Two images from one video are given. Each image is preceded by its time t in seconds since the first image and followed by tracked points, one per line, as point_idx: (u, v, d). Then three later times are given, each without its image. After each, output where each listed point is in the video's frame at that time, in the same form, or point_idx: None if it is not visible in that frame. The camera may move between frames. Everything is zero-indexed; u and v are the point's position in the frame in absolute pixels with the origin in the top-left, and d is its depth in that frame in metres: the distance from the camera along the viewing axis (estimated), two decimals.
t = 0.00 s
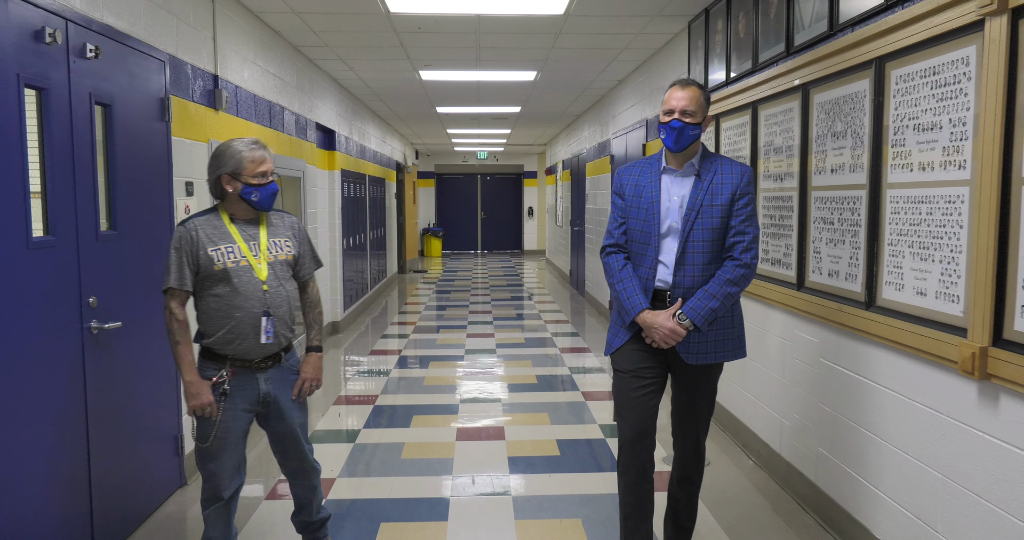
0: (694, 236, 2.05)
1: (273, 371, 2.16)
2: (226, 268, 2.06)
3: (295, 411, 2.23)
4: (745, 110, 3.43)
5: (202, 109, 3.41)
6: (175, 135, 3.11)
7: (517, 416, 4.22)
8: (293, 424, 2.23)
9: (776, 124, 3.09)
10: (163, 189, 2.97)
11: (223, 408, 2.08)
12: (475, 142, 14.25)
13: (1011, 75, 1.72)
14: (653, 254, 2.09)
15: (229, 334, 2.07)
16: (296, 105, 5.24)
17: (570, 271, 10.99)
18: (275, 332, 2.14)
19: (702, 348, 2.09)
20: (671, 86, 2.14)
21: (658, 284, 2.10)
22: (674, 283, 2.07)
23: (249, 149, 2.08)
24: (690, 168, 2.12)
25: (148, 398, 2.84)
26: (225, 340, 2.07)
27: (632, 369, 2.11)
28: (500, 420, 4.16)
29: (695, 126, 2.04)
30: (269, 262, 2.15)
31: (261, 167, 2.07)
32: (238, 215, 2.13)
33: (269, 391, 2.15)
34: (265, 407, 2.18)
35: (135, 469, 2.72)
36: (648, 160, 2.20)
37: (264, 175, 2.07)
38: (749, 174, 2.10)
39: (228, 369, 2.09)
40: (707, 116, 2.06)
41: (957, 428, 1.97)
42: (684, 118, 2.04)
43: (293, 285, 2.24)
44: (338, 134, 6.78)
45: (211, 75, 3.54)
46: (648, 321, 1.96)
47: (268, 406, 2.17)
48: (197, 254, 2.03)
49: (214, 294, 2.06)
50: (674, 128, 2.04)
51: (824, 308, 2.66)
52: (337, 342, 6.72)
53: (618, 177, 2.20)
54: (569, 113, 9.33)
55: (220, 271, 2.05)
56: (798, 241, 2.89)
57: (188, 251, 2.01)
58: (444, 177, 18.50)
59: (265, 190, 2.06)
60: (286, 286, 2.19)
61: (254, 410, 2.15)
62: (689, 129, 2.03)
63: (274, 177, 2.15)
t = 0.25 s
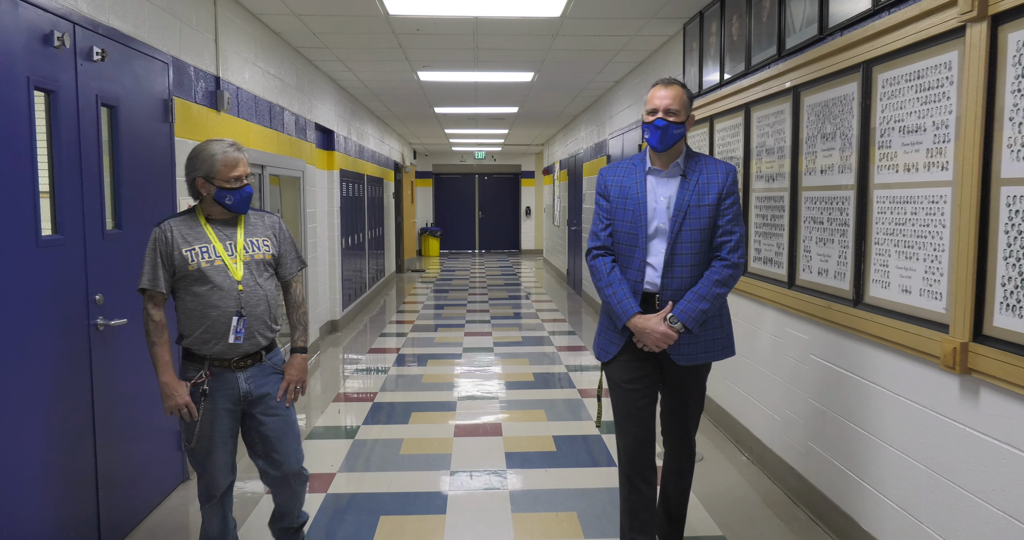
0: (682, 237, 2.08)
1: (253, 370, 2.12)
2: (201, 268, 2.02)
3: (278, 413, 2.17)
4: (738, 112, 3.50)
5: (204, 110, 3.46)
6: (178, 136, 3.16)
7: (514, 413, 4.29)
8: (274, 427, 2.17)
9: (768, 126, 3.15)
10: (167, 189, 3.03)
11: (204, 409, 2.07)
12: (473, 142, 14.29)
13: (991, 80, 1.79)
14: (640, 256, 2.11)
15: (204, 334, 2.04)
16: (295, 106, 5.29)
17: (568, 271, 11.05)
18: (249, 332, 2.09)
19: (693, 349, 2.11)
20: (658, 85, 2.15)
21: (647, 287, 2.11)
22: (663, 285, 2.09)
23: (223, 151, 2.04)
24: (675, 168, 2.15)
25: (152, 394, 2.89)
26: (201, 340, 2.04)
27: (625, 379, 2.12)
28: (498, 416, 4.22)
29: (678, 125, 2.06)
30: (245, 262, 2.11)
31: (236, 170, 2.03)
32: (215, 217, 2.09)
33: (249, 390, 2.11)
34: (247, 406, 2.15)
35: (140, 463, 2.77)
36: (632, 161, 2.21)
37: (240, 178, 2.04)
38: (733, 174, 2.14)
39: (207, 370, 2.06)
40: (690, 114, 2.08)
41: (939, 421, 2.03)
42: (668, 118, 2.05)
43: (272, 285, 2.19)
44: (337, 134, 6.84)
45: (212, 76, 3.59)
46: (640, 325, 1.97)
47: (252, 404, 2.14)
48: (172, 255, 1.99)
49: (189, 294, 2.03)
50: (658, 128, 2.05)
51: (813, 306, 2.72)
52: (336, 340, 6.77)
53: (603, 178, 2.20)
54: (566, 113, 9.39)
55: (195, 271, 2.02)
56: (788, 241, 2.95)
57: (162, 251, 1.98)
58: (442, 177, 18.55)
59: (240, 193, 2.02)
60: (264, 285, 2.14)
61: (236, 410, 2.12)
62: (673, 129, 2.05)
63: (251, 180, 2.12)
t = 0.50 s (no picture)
0: (663, 234, 2.09)
1: (245, 368, 2.12)
2: (193, 268, 2.04)
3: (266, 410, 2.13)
4: (733, 113, 3.56)
5: (207, 111, 3.51)
6: (182, 136, 3.22)
7: (512, 409, 4.35)
8: (263, 426, 2.14)
9: (761, 127, 3.21)
10: (173, 188, 3.09)
11: (199, 405, 2.10)
12: (472, 141, 14.35)
13: (972, 84, 1.85)
14: (622, 253, 2.13)
15: (197, 333, 2.06)
16: (297, 106, 5.35)
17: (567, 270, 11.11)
18: (242, 331, 2.10)
19: (678, 346, 2.11)
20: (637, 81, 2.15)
21: (629, 284, 2.13)
22: (644, 282, 2.11)
23: (211, 147, 2.05)
24: (657, 163, 2.16)
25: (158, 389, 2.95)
26: (194, 339, 2.07)
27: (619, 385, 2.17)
28: (496, 412, 4.29)
29: (656, 120, 2.05)
30: (238, 261, 2.10)
31: (223, 166, 2.04)
32: (209, 215, 2.11)
33: (240, 388, 2.11)
34: (240, 406, 2.15)
35: (146, 456, 2.84)
36: (613, 158, 2.22)
37: (228, 173, 2.04)
38: (714, 167, 2.14)
39: (200, 367, 2.09)
40: (669, 109, 2.07)
41: (922, 414, 2.10)
42: (646, 113, 2.05)
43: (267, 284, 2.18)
44: (337, 134, 6.90)
45: (216, 77, 3.64)
46: (621, 323, 1.99)
47: (244, 401, 2.14)
48: (165, 255, 2.02)
49: (183, 293, 2.06)
50: (635, 123, 2.05)
51: (804, 303, 2.79)
52: (336, 338, 6.83)
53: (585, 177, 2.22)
54: (564, 113, 9.44)
55: (187, 271, 2.04)
56: (781, 239, 3.02)
57: (156, 252, 2.01)
58: (441, 177, 18.61)
59: (228, 188, 2.03)
60: (257, 285, 2.14)
61: (229, 406, 2.13)
62: (650, 124, 2.04)
63: (241, 175, 2.12)
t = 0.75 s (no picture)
0: (652, 231, 2.09)
1: (243, 368, 2.08)
2: (195, 268, 2.02)
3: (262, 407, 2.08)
4: (728, 113, 3.62)
5: (210, 112, 3.57)
6: (187, 137, 3.27)
7: (511, 406, 4.40)
8: (259, 423, 2.08)
9: (756, 127, 3.27)
10: (178, 187, 3.14)
11: (199, 402, 2.08)
12: (471, 141, 14.40)
13: (957, 87, 1.91)
14: (611, 252, 2.12)
15: (197, 332, 2.04)
16: (298, 106, 5.40)
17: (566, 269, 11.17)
18: (241, 331, 2.06)
19: (671, 343, 2.12)
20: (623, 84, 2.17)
21: (619, 283, 2.13)
22: (635, 280, 2.11)
23: (212, 146, 2.04)
24: (643, 162, 2.16)
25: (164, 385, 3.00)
26: (194, 338, 2.05)
27: (606, 392, 2.19)
28: (495, 409, 4.34)
29: (632, 121, 2.05)
30: (239, 262, 2.07)
31: (223, 162, 2.01)
32: (213, 216, 2.08)
33: (238, 388, 2.08)
34: (239, 405, 2.12)
35: (152, 451, 2.90)
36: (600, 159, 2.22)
37: (228, 170, 2.01)
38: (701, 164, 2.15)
39: (200, 366, 2.06)
40: (647, 108, 2.06)
41: (910, 408, 2.16)
42: (620, 116, 2.06)
43: (269, 286, 2.14)
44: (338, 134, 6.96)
45: (219, 78, 3.70)
46: (612, 323, 2.00)
47: (243, 400, 2.10)
48: (168, 254, 2.02)
49: (185, 293, 2.04)
50: (611, 126, 2.07)
51: (797, 300, 2.85)
52: (337, 336, 6.89)
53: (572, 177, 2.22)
54: (563, 113, 9.49)
55: (188, 271, 2.02)
56: (775, 238, 3.08)
57: (160, 252, 2.01)
58: (441, 177, 18.67)
59: (229, 184, 2.00)
60: (258, 286, 2.10)
61: (230, 405, 2.10)
62: (625, 126, 2.05)
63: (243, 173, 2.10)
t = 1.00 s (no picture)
0: (646, 231, 2.14)
1: (248, 373, 2.07)
2: (204, 271, 2.03)
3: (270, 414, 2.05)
4: (724, 114, 3.67)
5: (214, 113, 3.62)
6: (192, 137, 3.33)
7: (510, 403, 4.46)
8: (263, 430, 2.07)
9: (751, 128, 3.32)
10: (183, 187, 3.20)
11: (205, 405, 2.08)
12: (471, 141, 14.46)
13: (943, 90, 1.97)
14: (607, 252, 2.18)
15: (204, 336, 2.05)
16: (299, 106, 5.46)
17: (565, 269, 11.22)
18: (248, 336, 2.05)
19: (669, 342, 2.12)
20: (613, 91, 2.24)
21: (615, 282, 2.18)
22: (630, 280, 2.16)
23: (223, 146, 2.05)
24: (633, 162, 2.20)
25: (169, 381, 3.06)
26: (202, 341, 2.05)
27: (603, 388, 2.24)
28: (494, 406, 4.40)
29: (610, 125, 2.11)
30: (248, 266, 2.07)
31: (233, 161, 2.02)
32: (224, 218, 2.09)
33: (243, 393, 2.07)
34: (245, 410, 2.10)
35: (158, 446, 2.95)
36: (593, 161, 2.27)
37: (238, 169, 2.02)
38: (694, 163, 2.18)
39: (206, 369, 2.07)
40: (625, 110, 2.11)
41: (899, 402, 2.21)
42: (599, 121, 2.13)
43: (278, 291, 2.13)
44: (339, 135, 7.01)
45: (222, 80, 3.75)
46: (608, 323, 2.06)
47: (248, 406, 2.09)
48: (179, 256, 2.04)
49: (194, 295, 2.05)
50: (591, 132, 2.15)
51: (791, 297, 2.91)
52: (337, 335, 6.94)
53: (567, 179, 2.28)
54: (563, 113, 9.54)
55: (197, 274, 2.03)
56: (769, 237, 3.13)
57: (171, 254, 2.03)
58: (440, 176, 18.73)
59: (237, 183, 2.01)
60: (266, 292, 2.09)
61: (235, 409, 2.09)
62: (603, 131, 2.12)
63: (253, 174, 2.10)
